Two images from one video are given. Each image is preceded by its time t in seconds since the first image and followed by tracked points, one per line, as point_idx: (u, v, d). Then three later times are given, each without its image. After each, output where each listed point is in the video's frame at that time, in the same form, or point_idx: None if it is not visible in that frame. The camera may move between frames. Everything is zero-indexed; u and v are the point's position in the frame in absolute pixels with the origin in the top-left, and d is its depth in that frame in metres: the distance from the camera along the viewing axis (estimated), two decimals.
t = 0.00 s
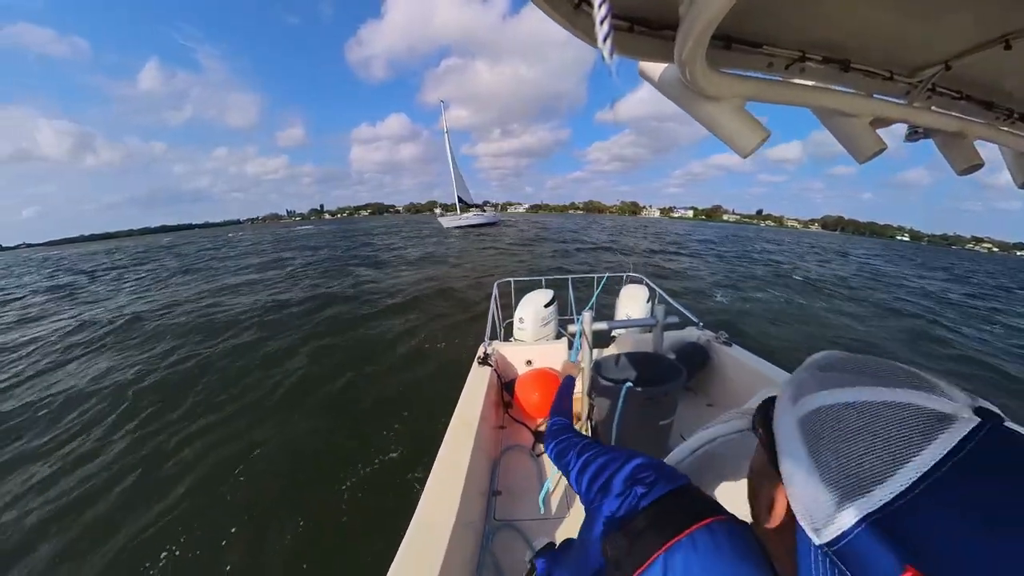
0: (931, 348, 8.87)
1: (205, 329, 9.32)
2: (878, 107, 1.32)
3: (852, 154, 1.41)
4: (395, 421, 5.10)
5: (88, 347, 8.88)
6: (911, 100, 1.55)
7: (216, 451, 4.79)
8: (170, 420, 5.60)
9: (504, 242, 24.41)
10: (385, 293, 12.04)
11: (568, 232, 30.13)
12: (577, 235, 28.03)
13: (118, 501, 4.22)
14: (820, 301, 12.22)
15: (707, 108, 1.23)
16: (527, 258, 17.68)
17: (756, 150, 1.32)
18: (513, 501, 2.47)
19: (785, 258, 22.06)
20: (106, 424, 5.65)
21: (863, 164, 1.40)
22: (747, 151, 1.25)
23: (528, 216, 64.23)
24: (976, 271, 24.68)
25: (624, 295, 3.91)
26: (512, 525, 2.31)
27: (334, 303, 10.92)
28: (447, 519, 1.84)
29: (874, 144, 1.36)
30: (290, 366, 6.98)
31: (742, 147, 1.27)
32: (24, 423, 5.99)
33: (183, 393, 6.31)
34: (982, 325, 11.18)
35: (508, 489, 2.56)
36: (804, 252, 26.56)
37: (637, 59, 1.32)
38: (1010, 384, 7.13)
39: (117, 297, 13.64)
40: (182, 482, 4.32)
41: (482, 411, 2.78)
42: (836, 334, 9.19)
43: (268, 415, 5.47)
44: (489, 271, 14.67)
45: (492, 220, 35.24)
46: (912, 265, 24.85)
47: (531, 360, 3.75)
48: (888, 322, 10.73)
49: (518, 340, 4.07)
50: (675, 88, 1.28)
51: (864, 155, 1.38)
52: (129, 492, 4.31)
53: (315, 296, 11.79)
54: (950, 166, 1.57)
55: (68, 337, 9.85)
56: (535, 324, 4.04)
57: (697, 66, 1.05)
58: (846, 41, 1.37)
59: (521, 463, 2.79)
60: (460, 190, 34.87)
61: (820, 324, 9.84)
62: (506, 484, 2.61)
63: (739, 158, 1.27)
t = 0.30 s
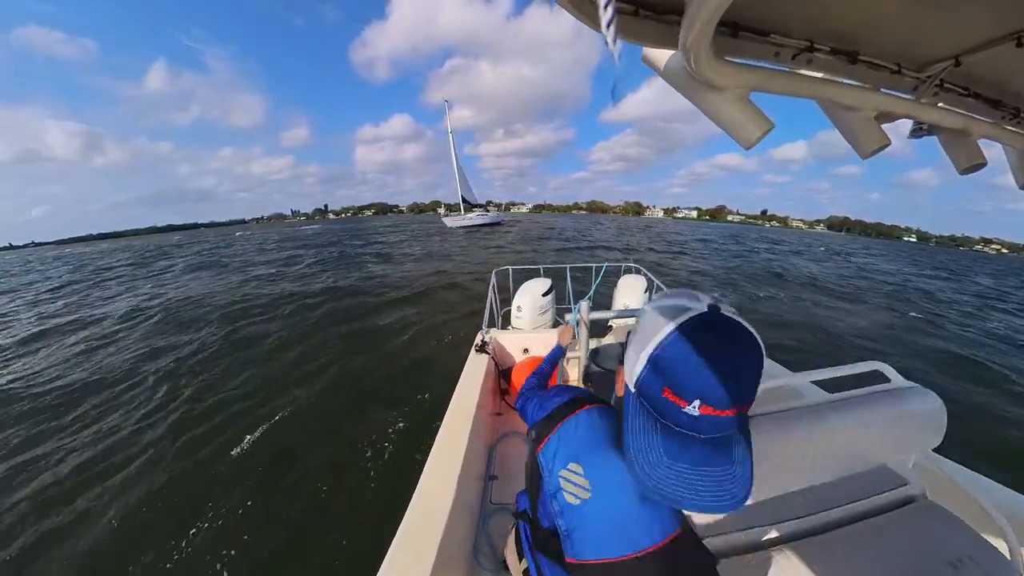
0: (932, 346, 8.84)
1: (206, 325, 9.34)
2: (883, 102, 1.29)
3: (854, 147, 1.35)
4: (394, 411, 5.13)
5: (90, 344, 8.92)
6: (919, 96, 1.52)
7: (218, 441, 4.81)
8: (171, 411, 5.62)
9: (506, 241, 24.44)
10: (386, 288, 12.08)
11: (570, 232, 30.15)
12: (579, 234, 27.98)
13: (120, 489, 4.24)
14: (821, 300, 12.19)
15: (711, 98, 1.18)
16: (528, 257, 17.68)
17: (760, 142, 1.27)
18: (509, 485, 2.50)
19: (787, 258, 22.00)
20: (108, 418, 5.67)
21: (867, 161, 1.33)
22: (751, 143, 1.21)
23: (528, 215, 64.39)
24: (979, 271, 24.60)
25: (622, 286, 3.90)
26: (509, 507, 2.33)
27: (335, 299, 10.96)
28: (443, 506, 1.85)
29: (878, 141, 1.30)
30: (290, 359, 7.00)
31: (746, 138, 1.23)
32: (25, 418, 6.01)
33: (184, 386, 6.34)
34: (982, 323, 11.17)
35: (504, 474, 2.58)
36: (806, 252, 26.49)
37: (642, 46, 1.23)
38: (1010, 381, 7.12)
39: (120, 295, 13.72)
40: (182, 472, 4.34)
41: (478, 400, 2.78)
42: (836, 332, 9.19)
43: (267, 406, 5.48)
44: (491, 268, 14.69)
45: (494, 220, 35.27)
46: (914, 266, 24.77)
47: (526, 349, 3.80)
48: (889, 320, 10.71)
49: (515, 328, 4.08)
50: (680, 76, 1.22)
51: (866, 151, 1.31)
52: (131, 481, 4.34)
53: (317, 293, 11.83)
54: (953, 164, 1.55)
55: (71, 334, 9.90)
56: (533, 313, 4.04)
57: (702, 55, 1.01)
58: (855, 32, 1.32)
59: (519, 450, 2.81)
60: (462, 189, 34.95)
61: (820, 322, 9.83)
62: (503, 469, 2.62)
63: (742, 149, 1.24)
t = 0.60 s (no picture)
0: (935, 345, 8.77)
1: (206, 323, 9.33)
2: (886, 100, 1.28)
3: (855, 146, 1.37)
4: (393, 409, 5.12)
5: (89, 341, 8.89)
6: (921, 95, 1.53)
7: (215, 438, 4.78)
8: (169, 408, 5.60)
9: (508, 241, 24.43)
10: (387, 287, 12.08)
11: (573, 232, 30.14)
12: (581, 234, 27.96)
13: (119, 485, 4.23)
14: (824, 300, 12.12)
15: (715, 91, 1.19)
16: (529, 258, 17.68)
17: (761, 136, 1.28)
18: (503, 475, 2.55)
19: (790, 258, 21.88)
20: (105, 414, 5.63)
21: (867, 159, 1.36)
22: (753, 137, 1.22)
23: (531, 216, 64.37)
24: (983, 272, 24.45)
25: (620, 277, 3.77)
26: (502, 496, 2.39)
27: (335, 297, 10.97)
28: (435, 496, 1.90)
29: (878, 139, 1.33)
30: (290, 355, 7.00)
31: (748, 133, 1.24)
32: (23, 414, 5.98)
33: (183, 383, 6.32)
34: (986, 323, 11.10)
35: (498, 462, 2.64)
36: (808, 252, 26.36)
37: (648, 36, 1.23)
38: (1012, 380, 7.08)
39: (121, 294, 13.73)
40: (180, 466, 4.34)
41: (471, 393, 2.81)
42: (838, 331, 9.13)
43: (265, 401, 5.48)
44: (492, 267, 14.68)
45: (498, 220, 35.30)
46: (917, 267, 24.62)
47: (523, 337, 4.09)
48: (892, 319, 10.64)
49: (511, 318, 4.09)
50: (683, 69, 1.22)
51: (867, 150, 1.35)
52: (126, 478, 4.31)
53: (318, 292, 11.84)
54: (953, 164, 1.57)
55: (71, 331, 9.89)
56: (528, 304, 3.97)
57: (707, 46, 1.01)
58: (860, 28, 1.32)
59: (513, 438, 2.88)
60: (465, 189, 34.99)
61: (821, 322, 9.77)
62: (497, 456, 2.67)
63: (743, 143, 1.25)
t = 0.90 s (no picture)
0: (935, 344, 8.76)
1: (204, 323, 9.30)
2: (884, 106, 1.28)
3: (849, 150, 1.36)
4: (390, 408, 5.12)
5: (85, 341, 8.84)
6: (917, 101, 1.53)
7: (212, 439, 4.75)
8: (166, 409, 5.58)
9: (508, 241, 24.43)
10: (386, 285, 12.11)
11: (574, 232, 30.14)
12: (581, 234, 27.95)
13: (111, 489, 4.15)
14: (824, 299, 12.10)
15: (713, 94, 1.20)
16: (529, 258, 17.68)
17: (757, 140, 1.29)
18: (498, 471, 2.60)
19: (790, 258, 21.86)
20: (100, 416, 5.58)
21: (861, 161, 1.35)
22: (750, 141, 1.23)
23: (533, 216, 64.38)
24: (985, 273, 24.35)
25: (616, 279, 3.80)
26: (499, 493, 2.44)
27: (335, 296, 10.97)
28: (435, 486, 1.93)
29: (872, 144, 1.33)
30: (287, 356, 6.98)
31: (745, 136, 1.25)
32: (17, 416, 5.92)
33: (180, 383, 6.28)
34: (988, 323, 11.07)
35: (491, 459, 2.69)
36: (808, 252, 26.34)
37: (648, 38, 1.25)
38: (1013, 380, 7.06)
39: (118, 293, 13.68)
40: (183, 464, 4.36)
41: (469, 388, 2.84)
42: (837, 330, 9.11)
43: (266, 400, 5.50)
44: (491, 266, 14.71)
45: (500, 220, 35.33)
46: (918, 267, 24.58)
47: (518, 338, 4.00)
48: (892, 319, 10.63)
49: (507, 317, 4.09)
50: (683, 71, 1.23)
51: (862, 154, 1.33)
52: (120, 481, 4.26)
53: (318, 290, 11.85)
54: (948, 170, 1.57)
55: (69, 330, 9.86)
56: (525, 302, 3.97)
57: (706, 48, 1.02)
58: (858, 33, 1.33)
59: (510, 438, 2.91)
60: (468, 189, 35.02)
61: (820, 321, 9.75)
62: (490, 454, 2.73)
63: (740, 146, 1.26)
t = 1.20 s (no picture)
0: (941, 345, 8.69)
1: (209, 320, 9.37)
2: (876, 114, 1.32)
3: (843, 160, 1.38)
4: (394, 406, 5.11)
5: (91, 338, 8.91)
6: (907, 111, 1.55)
7: (217, 435, 4.76)
8: (171, 404, 5.59)
9: (512, 241, 24.43)
10: (390, 285, 12.15)
11: (578, 232, 30.10)
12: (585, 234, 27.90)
13: (116, 484, 4.18)
14: (829, 299, 12.02)
15: (707, 106, 1.22)
16: (533, 258, 17.68)
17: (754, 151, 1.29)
18: (496, 484, 2.61)
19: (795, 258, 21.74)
20: (107, 411, 5.60)
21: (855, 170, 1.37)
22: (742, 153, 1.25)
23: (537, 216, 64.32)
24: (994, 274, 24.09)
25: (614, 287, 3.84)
26: (497, 506, 2.44)
27: (338, 295, 10.99)
28: (435, 491, 1.93)
29: (866, 152, 1.34)
30: (291, 354, 7.01)
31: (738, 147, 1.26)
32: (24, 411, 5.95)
33: (185, 379, 6.30)
34: (996, 324, 10.97)
35: (491, 472, 2.71)
36: (814, 253, 26.17)
37: (643, 52, 1.27)
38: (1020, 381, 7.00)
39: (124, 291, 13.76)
40: (185, 459, 4.38)
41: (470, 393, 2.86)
42: (843, 331, 9.04)
43: (268, 398, 5.53)
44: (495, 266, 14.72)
45: (503, 219, 35.34)
46: (925, 267, 24.38)
47: (518, 348, 3.89)
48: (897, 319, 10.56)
49: (507, 326, 4.11)
50: (677, 83, 1.25)
51: (855, 161, 1.35)
52: (124, 476, 4.28)
53: (322, 289, 11.90)
54: (939, 177, 1.58)
55: (76, 327, 9.92)
56: (524, 311, 4.03)
57: (699, 60, 1.04)
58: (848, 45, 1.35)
59: (508, 450, 2.93)
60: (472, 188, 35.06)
61: (826, 322, 9.68)
62: (490, 467, 2.75)
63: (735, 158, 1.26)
